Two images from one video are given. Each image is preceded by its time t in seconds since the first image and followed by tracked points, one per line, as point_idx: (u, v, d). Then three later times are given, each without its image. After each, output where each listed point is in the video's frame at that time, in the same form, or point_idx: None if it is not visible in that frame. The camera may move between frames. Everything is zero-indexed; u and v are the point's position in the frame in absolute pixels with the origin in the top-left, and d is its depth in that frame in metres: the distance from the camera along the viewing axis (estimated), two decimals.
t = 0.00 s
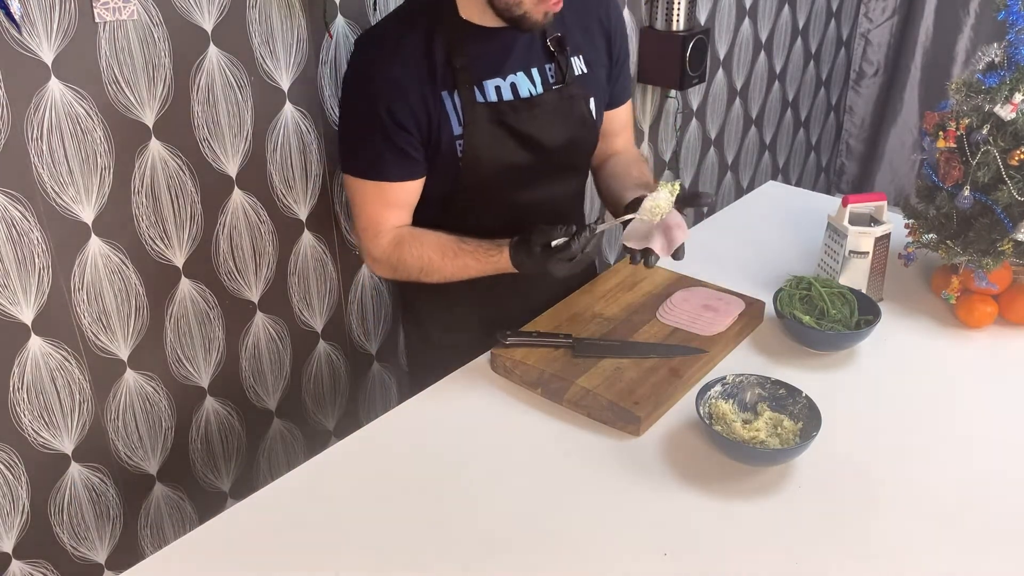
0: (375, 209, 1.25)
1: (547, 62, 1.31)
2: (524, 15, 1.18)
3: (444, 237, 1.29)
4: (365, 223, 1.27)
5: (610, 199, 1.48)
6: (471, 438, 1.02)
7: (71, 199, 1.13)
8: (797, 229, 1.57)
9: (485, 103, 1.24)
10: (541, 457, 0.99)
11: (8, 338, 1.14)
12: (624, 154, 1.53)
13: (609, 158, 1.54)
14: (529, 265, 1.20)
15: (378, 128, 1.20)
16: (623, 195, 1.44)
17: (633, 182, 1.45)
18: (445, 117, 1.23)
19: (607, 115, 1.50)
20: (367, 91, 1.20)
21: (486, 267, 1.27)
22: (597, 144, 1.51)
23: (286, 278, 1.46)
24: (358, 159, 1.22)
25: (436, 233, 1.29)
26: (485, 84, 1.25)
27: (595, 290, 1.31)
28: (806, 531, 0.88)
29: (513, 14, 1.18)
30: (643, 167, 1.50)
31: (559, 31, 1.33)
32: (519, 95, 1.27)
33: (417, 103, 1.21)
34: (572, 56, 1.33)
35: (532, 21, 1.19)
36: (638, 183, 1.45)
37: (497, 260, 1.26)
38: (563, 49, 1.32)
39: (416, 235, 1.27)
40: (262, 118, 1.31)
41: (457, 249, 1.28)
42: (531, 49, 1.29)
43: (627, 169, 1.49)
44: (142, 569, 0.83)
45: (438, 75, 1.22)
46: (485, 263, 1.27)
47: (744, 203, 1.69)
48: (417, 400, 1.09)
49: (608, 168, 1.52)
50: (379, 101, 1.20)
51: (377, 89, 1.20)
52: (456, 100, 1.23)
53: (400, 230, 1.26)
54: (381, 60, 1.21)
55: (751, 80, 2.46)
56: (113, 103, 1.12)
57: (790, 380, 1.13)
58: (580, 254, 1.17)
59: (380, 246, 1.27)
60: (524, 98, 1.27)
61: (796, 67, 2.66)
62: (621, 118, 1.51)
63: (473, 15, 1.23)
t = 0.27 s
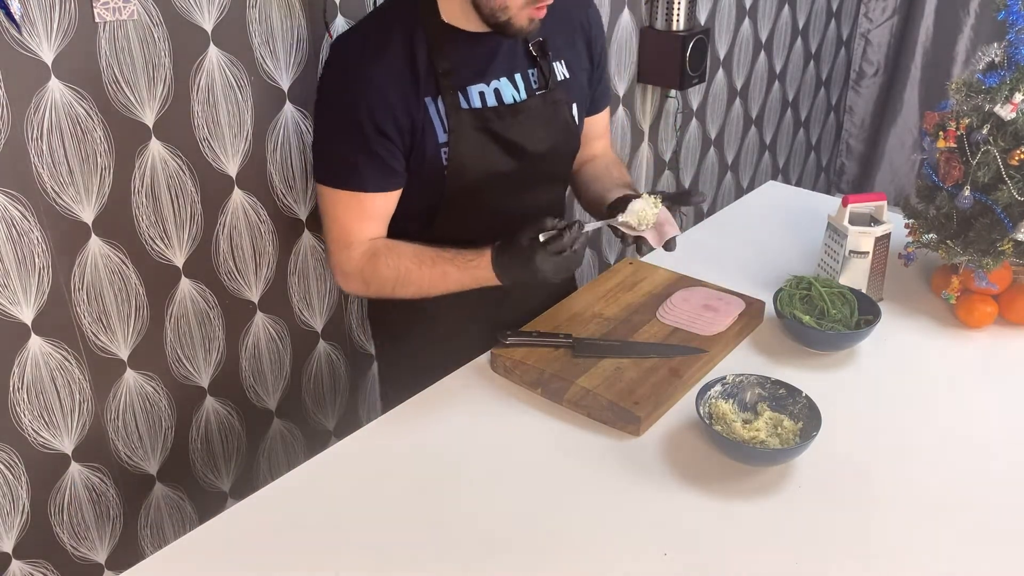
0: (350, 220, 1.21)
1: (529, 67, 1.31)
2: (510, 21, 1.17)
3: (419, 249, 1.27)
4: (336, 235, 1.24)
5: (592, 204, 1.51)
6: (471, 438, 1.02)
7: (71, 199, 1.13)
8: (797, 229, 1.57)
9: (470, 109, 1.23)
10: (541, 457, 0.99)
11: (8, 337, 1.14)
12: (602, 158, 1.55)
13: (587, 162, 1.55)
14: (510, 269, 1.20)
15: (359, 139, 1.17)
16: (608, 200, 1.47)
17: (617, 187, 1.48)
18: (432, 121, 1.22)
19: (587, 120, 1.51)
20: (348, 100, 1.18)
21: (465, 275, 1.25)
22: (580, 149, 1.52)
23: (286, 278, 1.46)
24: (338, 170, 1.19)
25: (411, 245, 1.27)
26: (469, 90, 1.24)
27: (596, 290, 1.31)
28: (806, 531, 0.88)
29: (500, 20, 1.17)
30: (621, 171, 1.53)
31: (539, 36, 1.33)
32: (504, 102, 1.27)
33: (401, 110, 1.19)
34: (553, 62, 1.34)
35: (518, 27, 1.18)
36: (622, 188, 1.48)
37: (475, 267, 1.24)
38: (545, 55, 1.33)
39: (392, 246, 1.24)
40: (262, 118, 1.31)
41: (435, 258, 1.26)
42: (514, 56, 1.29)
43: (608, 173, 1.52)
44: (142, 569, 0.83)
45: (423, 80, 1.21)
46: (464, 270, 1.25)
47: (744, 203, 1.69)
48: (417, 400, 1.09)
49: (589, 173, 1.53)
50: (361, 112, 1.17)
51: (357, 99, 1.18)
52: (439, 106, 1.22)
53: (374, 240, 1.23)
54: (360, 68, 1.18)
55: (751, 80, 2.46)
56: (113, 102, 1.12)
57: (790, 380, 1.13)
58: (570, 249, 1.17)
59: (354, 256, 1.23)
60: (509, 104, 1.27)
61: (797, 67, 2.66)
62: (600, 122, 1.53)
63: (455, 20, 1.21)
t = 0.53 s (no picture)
0: (339, 228, 1.20)
1: (519, 72, 1.31)
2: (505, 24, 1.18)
3: (410, 258, 1.24)
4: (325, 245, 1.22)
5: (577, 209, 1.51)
6: (471, 438, 1.02)
7: (71, 199, 1.13)
8: (797, 229, 1.57)
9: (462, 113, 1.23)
10: (541, 457, 0.99)
11: (8, 337, 1.14)
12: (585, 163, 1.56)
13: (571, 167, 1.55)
14: (504, 271, 1.17)
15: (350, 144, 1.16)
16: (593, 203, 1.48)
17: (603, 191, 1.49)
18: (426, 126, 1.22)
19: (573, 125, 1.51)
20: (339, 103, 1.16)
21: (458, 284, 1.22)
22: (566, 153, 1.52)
23: (286, 278, 1.46)
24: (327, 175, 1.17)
25: (403, 254, 1.25)
26: (461, 94, 1.24)
27: (595, 290, 1.31)
28: (806, 532, 0.88)
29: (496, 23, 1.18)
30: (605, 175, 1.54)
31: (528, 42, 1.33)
32: (495, 106, 1.27)
33: (394, 118, 1.19)
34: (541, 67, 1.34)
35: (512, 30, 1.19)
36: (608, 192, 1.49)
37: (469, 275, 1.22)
38: (534, 59, 1.33)
39: (382, 255, 1.22)
40: (262, 118, 1.31)
41: (427, 267, 1.24)
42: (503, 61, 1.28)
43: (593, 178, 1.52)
44: (142, 569, 0.83)
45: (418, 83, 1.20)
46: (457, 279, 1.23)
47: (744, 203, 1.69)
48: (417, 400, 1.09)
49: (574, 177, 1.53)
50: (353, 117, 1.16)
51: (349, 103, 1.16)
52: (433, 111, 1.22)
53: (364, 249, 1.21)
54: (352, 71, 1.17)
55: (751, 80, 2.46)
56: (113, 102, 1.12)
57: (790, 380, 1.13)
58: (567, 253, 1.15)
59: (343, 267, 1.21)
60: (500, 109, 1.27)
61: (797, 67, 2.66)
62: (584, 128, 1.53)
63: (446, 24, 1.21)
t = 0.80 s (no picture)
0: (340, 231, 1.20)
1: (517, 72, 1.31)
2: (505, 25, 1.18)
3: (410, 263, 1.25)
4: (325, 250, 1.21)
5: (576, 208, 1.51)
6: (471, 438, 1.02)
7: (71, 199, 1.13)
8: (797, 229, 1.57)
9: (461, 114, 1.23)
10: (541, 457, 0.99)
11: (8, 337, 1.14)
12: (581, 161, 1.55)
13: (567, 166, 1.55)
14: (505, 279, 1.18)
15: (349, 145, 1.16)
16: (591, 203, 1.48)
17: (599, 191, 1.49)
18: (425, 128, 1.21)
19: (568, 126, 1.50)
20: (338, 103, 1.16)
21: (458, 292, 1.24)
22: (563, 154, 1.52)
23: (286, 278, 1.46)
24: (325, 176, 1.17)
25: (401, 258, 1.25)
26: (461, 95, 1.24)
27: (595, 291, 1.31)
28: (806, 531, 0.88)
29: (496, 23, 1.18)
30: (601, 173, 1.54)
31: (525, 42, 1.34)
32: (493, 107, 1.27)
33: (394, 121, 1.18)
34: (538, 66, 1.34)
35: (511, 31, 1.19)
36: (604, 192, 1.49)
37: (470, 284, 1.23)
38: (531, 59, 1.33)
39: (382, 260, 1.22)
40: (262, 118, 1.31)
41: (427, 274, 1.24)
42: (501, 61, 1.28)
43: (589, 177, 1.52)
44: (143, 569, 0.83)
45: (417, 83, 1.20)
46: (458, 288, 1.24)
47: (744, 203, 1.69)
48: (417, 400, 1.09)
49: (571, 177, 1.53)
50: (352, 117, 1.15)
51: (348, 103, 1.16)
52: (433, 112, 1.22)
53: (365, 256, 1.21)
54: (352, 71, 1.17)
55: (751, 80, 2.46)
56: (113, 102, 1.12)
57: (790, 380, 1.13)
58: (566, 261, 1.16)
59: (344, 273, 1.21)
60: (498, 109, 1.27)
61: (797, 67, 2.66)
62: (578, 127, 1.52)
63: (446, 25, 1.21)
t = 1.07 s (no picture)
0: (343, 224, 1.19)
1: (518, 71, 1.31)
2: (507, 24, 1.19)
3: (412, 252, 1.24)
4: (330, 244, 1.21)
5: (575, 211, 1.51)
6: (471, 438, 1.02)
7: (71, 199, 1.13)
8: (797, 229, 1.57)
9: (462, 111, 1.23)
10: (541, 457, 0.99)
11: (8, 337, 1.14)
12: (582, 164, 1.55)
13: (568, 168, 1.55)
14: (507, 260, 1.18)
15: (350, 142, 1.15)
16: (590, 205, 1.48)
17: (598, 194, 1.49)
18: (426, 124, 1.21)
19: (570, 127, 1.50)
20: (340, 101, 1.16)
21: (463, 273, 1.23)
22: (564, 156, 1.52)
23: (287, 278, 1.46)
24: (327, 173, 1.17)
25: (404, 248, 1.25)
26: (462, 93, 1.24)
27: (595, 291, 1.31)
28: (806, 532, 0.88)
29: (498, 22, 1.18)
30: (601, 176, 1.55)
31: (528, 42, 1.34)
32: (494, 106, 1.27)
33: (394, 119, 1.18)
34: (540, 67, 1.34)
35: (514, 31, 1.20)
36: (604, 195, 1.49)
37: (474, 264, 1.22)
38: (533, 59, 1.33)
39: (385, 251, 1.22)
40: (262, 118, 1.31)
41: (430, 259, 1.24)
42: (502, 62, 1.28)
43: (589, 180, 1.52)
44: (142, 569, 0.83)
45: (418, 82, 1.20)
46: (462, 269, 1.23)
47: (745, 203, 1.69)
48: (417, 400, 1.09)
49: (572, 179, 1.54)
50: (352, 115, 1.15)
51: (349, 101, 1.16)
52: (433, 108, 1.21)
53: (368, 246, 1.21)
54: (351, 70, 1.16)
55: (751, 80, 2.46)
56: (113, 102, 1.12)
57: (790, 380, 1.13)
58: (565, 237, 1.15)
59: (348, 264, 1.21)
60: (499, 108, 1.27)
61: (797, 67, 2.66)
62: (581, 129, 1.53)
63: (448, 22, 1.21)
